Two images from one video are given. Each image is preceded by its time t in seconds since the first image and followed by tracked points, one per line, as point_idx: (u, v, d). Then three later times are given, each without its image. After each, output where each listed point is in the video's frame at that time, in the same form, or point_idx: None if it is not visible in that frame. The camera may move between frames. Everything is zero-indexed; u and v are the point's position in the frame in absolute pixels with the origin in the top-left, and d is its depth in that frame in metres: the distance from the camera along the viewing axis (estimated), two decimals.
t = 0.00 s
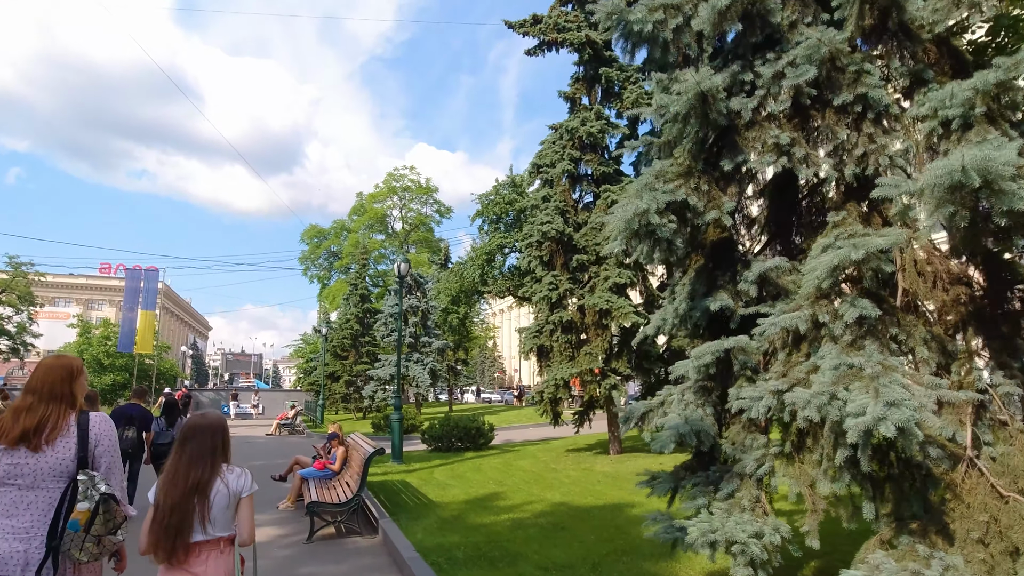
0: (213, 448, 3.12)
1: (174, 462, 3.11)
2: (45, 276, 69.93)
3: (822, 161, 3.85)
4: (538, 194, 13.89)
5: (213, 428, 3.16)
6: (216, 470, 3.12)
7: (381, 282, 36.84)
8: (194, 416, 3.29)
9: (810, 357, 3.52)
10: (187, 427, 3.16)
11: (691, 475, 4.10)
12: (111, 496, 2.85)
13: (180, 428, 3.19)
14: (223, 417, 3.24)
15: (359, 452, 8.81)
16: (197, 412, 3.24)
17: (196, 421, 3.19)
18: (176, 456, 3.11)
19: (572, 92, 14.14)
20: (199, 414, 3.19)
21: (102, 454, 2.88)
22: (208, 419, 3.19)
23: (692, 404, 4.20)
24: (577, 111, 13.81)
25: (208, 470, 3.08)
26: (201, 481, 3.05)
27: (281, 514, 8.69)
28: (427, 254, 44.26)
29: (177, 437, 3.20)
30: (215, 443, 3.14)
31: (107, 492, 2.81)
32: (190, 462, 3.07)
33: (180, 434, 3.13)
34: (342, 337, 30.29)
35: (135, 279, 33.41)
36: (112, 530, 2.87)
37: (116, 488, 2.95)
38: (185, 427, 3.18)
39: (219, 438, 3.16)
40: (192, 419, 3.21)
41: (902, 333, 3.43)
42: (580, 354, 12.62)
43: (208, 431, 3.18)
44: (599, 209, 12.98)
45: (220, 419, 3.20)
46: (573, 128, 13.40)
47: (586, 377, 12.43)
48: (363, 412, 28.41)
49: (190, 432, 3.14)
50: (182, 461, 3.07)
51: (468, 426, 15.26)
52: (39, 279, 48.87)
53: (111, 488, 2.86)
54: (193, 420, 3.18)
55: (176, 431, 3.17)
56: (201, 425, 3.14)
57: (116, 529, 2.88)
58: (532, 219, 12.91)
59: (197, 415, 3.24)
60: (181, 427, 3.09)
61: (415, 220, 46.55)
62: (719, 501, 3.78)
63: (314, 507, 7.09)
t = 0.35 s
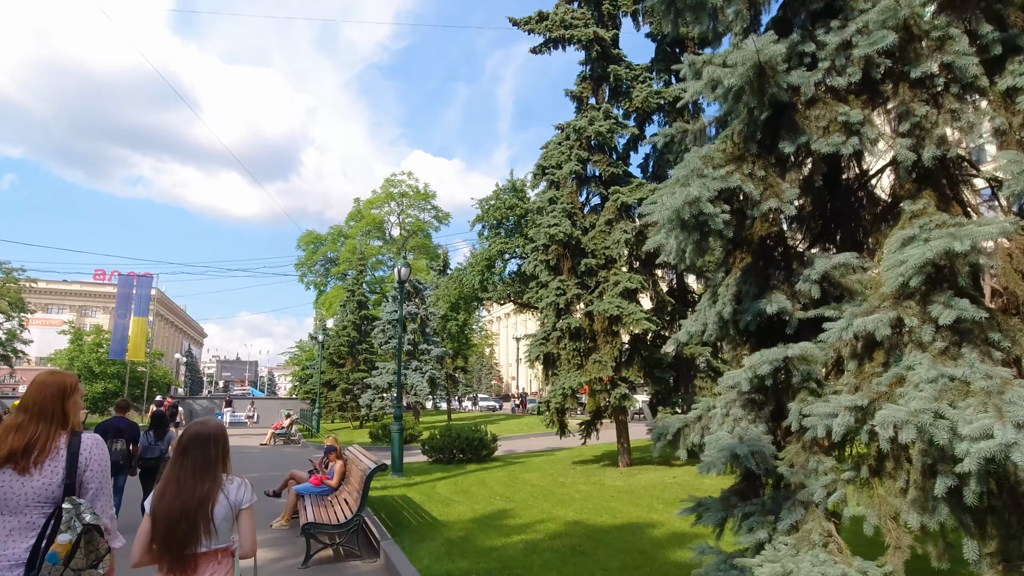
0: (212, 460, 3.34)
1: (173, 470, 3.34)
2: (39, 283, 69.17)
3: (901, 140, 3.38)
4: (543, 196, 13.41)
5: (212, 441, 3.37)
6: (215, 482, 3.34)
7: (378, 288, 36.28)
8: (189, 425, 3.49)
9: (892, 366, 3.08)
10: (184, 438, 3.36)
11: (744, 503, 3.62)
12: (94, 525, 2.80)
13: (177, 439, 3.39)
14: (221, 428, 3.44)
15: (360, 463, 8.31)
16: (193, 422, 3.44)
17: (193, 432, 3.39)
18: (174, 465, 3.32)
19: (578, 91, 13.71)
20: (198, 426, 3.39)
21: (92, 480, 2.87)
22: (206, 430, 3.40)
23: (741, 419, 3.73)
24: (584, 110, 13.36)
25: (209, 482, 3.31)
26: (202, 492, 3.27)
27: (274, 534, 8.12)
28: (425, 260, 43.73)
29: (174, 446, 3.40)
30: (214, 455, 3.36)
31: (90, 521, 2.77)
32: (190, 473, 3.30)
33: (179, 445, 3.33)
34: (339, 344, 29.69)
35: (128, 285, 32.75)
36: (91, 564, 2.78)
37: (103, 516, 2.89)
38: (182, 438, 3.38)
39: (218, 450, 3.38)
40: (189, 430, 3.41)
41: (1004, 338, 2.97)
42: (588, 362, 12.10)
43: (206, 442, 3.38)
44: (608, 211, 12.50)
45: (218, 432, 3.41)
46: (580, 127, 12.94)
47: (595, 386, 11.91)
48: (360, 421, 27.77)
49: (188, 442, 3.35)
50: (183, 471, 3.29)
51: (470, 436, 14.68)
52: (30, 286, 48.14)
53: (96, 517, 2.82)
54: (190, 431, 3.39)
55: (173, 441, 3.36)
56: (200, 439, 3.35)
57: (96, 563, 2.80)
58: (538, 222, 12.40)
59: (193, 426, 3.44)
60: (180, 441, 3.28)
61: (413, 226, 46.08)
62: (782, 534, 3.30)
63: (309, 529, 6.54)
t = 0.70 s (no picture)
0: (192, 471, 2.82)
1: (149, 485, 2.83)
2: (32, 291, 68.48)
3: (994, 94, 3.62)
4: (548, 194, 12.93)
5: (192, 449, 2.85)
6: (196, 495, 2.83)
7: (375, 294, 35.70)
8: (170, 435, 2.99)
9: (1002, 360, 2.90)
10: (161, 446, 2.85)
11: (813, 519, 3.30)
12: (72, 530, 3.12)
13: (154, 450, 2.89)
14: (203, 436, 2.94)
15: (358, 470, 7.82)
16: (173, 431, 2.94)
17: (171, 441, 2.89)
18: (149, 479, 2.81)
19: (585, 85, 13.25)
20: (176, 434, 2.89)
21: (67, 485, 3.19)
22: (185, 438, 2.89)
23: (808, 421, 3.51)
24: (591, 104, 12.93)
25: (188, 496, 2.78)
26: (179, 508, 2.75)
27: (266, 550, 7.54)
28: (423, 266, 43.17)
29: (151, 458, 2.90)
30: (195, 464, 2.84)
31: (72, 526, 3.13)
32: (166, 487, 2.77)
33: (154, 455, 2.82)
34: (335, 350, 29.12)
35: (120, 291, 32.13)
36: (73, 566, 3.11)
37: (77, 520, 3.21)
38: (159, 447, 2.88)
39: (197, 461, 2.85)
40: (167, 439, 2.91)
41: None
42: (598, 366, 11.53)
43: (186, 451, 2.87)
44: (617, 208, 12.00)
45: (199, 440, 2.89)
46: (587, 122, 12.47)
47: (605, 391, 11.32)
48: (357, 429, 27.18)
49: (164, 452, 2.84)
50: (158, 485, 2.77)
51: (472, 444, 14.10)
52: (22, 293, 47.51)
53: (72, 522, 3.13)
54: (167, 440, 2.88)
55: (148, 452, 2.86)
56: (177, 447, 2.83)
57: (78, 564, 3.13)
58: (544, 219, 11.88)
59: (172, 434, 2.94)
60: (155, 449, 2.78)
61: (410, 232, 45.62)
62: (868, 559, 3.00)
63: (303, 546, 5.96)
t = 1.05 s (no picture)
0: (182, 471, 2.67)
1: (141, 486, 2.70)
2: (25, 298, 67.74)
3: None
4: (557, 193, 12.45)
5: (183, 447, 2.72)
6: (189, 496, 2.67)
7: (374, 300, 35.16)
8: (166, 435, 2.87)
9: None
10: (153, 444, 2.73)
11: (914, 549, 3.11)
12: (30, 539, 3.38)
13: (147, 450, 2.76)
14: (198, 436, 2.81)
15: (356, 485, 7.26)
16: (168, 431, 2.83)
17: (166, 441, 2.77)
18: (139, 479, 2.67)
19: (594, 81, 12.82)
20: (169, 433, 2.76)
21: (27, 496, 3.84)
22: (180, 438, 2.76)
23: (903, 431, 3.21)
24: (601, 101, 12.47)
25: (178, 495, 2.63)
26: (167, 507, 2.59)
27: (259, 569, 6.97)
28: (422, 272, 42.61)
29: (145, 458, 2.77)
30: (188, 464, 2.70)
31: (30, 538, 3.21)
32: (155, 486, 2.63)
33: (146, 454, 2.69)
34: (333, 357, 28.54)
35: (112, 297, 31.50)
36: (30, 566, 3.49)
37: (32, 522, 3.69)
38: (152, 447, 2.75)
39: (190, 460, 2.71)
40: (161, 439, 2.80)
41: None
42: (609, 372, 11.00)
43: (179, 450, 2.73)
44: (629, 208, 11.51)
45: (193, 439, 2.77)
46: (598, 118, 11.99)
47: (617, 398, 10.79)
48: (355, 438, 26.55)
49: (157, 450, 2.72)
50: (148, 485, 2.63)
51: (476, 454, 13.55)
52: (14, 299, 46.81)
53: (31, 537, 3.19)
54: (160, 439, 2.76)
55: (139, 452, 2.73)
56: (168, 446, 2.70)
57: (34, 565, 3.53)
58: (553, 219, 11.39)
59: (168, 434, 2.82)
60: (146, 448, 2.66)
61: (409, 238, 45.10)
62: None
63: (302, 566, 5.43)
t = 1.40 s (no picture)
0: (206, 493, 2.62)
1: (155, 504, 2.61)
2: (18, 301, 66.97)
3: None
4: (566, 192, 12.00)
5: (204, 467, 2.69)
6: (206, 519, 2.61)
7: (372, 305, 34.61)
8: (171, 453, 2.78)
9: None
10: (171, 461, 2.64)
11: None
12: None
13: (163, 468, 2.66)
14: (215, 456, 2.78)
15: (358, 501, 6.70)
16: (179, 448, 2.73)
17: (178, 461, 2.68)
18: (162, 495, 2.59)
19: (605, 76, 12.36)
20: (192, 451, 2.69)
21: None
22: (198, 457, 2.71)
23: None
24: (613, 97, 12.01)
25: (198, 518, 2.58)
26: (188, 531, 2.54)
27: None
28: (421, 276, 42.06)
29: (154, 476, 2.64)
30: (212, 488, 2.68)
31: None
32: (182, 506, 2.58)
33: (165, 471, 2.64)
34: (331, 362, 27.94)
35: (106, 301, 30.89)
36: None
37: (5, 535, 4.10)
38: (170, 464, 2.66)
39: (214, 483, 2.68)
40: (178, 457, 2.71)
41: None
42: (622, 378, 10.47)
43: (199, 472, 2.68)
44: (643, 207, 11.05)
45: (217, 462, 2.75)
46: (610, 113, 11.51)
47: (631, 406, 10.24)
48: (353, 445, 25.96)
49: (178, 468, 2.64)
50: (167, 507, 2.56)
51: (481, 464, 13.00)
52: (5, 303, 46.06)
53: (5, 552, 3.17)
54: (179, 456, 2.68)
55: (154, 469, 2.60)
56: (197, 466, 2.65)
57: None
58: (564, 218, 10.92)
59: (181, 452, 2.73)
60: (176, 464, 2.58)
61: (408, 242, 44.58)
62: None
63: None
